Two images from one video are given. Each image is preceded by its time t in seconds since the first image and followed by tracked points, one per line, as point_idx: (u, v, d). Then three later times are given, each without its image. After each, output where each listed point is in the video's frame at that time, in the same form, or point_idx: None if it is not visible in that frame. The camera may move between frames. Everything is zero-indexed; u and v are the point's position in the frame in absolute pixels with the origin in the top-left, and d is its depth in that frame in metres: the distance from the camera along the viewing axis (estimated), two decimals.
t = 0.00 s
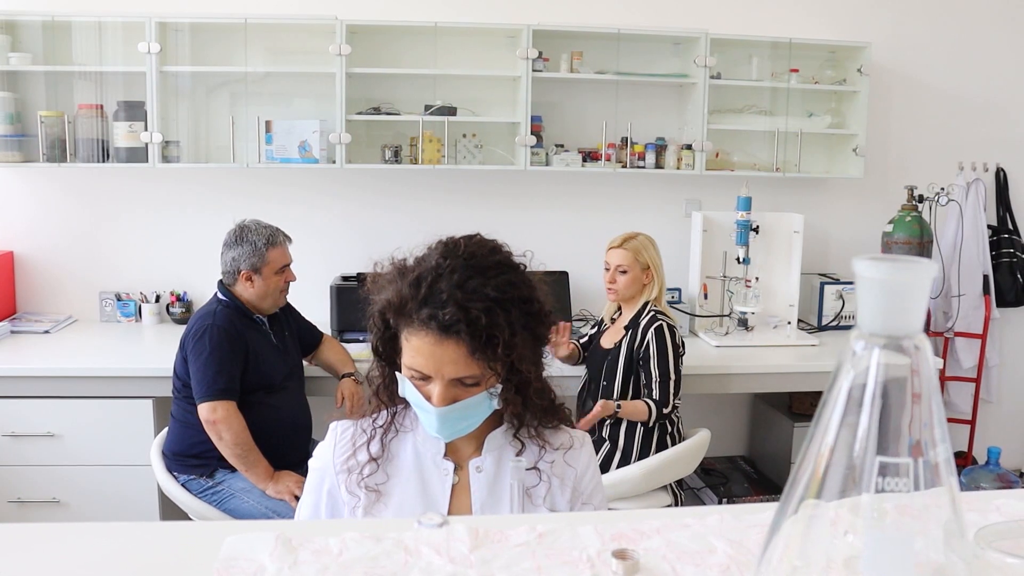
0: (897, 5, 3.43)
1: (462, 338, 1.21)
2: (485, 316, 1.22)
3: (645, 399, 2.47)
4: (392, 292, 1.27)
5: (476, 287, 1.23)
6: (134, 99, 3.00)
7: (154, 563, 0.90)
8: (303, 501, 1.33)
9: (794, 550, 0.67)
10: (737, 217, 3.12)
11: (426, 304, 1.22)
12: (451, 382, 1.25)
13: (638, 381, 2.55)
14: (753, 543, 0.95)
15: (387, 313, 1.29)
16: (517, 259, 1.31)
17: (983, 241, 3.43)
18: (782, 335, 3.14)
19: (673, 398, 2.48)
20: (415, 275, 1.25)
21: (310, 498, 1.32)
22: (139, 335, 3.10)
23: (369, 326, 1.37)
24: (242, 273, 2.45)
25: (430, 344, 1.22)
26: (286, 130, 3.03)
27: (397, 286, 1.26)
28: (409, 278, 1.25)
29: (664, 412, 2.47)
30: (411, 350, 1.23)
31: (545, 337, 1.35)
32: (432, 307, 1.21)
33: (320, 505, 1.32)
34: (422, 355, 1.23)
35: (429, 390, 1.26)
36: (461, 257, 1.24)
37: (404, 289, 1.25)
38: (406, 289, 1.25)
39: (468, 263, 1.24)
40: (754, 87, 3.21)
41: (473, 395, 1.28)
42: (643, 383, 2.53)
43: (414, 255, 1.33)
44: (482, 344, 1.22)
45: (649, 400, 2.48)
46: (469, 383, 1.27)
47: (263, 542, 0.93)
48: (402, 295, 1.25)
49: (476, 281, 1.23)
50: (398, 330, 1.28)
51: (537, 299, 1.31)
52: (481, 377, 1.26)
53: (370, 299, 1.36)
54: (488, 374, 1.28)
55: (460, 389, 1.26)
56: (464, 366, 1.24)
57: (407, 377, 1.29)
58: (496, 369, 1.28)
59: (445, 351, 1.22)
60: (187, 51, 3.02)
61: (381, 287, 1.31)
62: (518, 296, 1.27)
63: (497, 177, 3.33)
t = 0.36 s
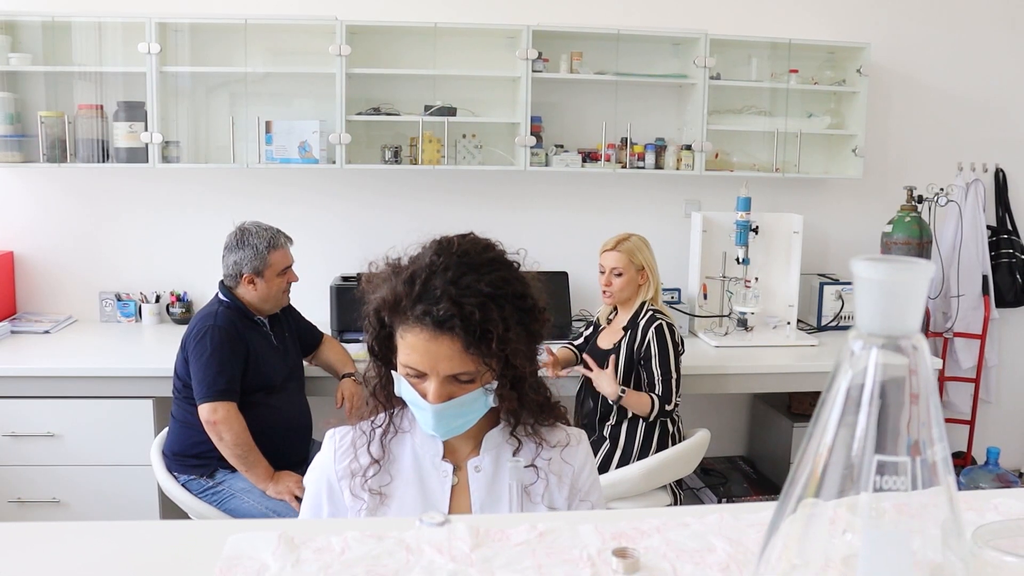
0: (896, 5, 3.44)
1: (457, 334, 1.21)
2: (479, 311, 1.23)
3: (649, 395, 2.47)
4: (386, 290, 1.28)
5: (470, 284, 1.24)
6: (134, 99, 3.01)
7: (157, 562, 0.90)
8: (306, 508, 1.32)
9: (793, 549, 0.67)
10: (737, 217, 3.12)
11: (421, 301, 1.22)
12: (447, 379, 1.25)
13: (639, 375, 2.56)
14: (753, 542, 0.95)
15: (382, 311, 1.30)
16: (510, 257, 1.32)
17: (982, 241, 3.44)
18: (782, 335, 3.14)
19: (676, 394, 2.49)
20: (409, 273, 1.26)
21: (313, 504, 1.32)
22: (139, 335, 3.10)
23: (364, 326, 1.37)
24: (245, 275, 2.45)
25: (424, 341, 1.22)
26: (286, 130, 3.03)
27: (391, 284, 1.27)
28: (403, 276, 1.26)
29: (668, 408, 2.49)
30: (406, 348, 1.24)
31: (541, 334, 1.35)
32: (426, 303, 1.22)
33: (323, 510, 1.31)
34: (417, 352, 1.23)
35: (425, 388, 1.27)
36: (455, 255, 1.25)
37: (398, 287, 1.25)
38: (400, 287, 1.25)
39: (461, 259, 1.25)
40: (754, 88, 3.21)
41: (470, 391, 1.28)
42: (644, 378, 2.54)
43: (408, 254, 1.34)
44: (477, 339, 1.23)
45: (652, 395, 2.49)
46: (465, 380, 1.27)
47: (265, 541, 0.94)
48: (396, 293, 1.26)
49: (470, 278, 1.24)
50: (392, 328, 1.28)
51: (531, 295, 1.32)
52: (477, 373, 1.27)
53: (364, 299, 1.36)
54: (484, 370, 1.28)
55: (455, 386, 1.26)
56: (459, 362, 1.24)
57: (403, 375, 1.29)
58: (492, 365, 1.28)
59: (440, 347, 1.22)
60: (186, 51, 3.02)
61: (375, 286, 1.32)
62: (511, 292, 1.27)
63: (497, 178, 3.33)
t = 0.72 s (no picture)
0: (897, 5, 3.44)
1: (453, 331, 1.21)
2: (475, 308, 1.23)
3: (648, 393, 2.47)
4: (382, 291, 1.28)
5: (465, 281, 1.24)
6: (134, 99, 3.01)
7: (164, 562, 0.91)
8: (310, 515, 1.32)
9: (800, 549, 0.67)
10: (738, 218, 3.12)
11: (416, 299, 1.23)
12: (445, 377, 1.25)
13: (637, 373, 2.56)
14: (758, 542, 0.96)
15: (378, 312, 1.30)
16: (505, 254, 1.33)
17: (982, 241, 3.44)
18: (783, 335, 3.15)
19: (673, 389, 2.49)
20: (404, 272, 1.27)
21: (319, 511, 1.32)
22: (140, 336, 3.10)
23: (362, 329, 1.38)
24: (246, 276, 2.45)
25: (420, 339, 1.22)
26: (286, 131, 3.04)
27: (387, 284, 1.27)
28: (398, 276, 1.27)
29: (666, 404, 2.48)
30: (404, 348, 1.24)
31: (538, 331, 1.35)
32: (421, 301, 1.22)
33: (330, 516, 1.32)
34: (414, 351, 1.23)
35: (424, 388, 1.27)
36: (449, 253, 1.26)
37: (394, 287, 1.26)
38: (396, 286, 1.26)
39: (455, 258, 1.25)
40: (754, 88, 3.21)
41: (469, 390, 1.27)
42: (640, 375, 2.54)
43: (403, 255, 1.35)
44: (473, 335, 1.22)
45: (650, 392, 2.49)
46: (463, 378, 1.27)
47: (271, 541, 0.94)
48: (392, 293, 1.26)
49: (464, 275, 1.24)
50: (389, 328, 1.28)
51: (527, 292, 1.32)
52: (476, 370, 1.26)
53: (360, 302, 1.37)
54: (483, 369, 1.28)
55: (454, 385, 1.26)
56: (456, 360, 1.24)
57: (402, 376, 1.29)
58: (490, 362, 1.28)
59: (437, 345, 1.22)
60: (187, 51, 3.02)
61: (371, 288, 1.32)
62: (507, 288, 1.27)
63: (498, 178, 3.34)
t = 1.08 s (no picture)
0: (897, 4, 3.43)
1: (460, 329, 1.21)
2: (482, 306, 1.22)
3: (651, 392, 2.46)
4: (387, 290, 1.28)
5: (473, 279, 1.24)
6: (133, 98, 3.00)
7: (169, 563, 0.90)
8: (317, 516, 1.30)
9: (811, 549, 0.67)
10: (739, 217, 3.12)
11: (423, 297, 1.22)
12: (452, 377, 1.25)
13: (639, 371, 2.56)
14: (766, 542, 0.95)
15: (384, 310, 1.30)
16: (510, 252, 1.32)
17: (983, 239, 3.44)
18: (784, 334, 3.15)
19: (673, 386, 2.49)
20: (410, 271, 1.26)
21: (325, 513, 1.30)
22: (140, 335, 3.10)
23: (367, 329, 1.37)
24: (245, 275, 2.45)
25: (428, 340, 1.22)
26: (287, 130, 3.03)
27: (393, 283, 1.27)
28: (404, 274, 1.26)
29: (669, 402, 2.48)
30: (411, 346, 1.23)
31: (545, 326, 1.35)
32: (428, 300, 1.22)
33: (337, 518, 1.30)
34: (421, 350, 1.23)
35: (430, 387, 1.26)
36: (455, 251, 1.25)
37: (400, 286, 1.25)
38: (402, 285, 1.25)
39: (463, 256, 1.25)
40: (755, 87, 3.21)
41: (476, 388, 1.28)
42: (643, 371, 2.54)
43: (408, 255, 1.35)
44: (481, 333, 1.22)
45: (653, 391, 2.48)
46: (470, 377, 1.27)
47: (277, 542, 0.94)
48: (398, 291, 1.26)
49: (471, 273, 1.24)
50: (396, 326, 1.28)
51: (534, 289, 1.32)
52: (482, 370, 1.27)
53: (366, 302, 1.36)
54: (489, 367, 1.29)
55: (461, 383, 1.26)
56: (463, 359, 1.24)
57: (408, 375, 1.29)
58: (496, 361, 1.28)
59: (444, 344, 1.22)
60: (186, 50, 3.02)
61: (376, 287, 1.31)
62: (514, 286, 1.27)
63: (498, 177, 3.33)
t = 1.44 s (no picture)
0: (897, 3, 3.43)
1: (495, 289, 1.30)
2: (515, 267, 1.34)
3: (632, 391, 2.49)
4: (415, 270, 1.36)
5: (498, 250, 1.35)
6: (133, 98, 3.00)
7: (171, 562, 0.90)
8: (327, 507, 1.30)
9: (818, 548, 0.67)
10: (739, 216, 3.11)
11: (455, 265, 1.32)
12: (487, 343, 1.30)
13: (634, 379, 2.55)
14: (770, 542, 0.95)
15: (410, 293, 1.36)
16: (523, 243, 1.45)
17: (983, 238, 3.43)
18: (784, 334, 3.14)
19: (663, 391, 2.48)
20: (437, 250, 1.36)
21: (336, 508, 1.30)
22: (139, 335, 3.09)
23: (386, 323, 1.42)
24: (244, 274, 2.44)
25: (464, 303, 1.29)
26: (286, 129, 3.03)
27: (422, 260, 1.36)
28: (431, 253, 1.36)
29: (653, 403, 2.48)
30: (446, 315, 1.30)
31: (560, 312, 1.46)
32: (461, 265, 1.31)
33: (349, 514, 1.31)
34: (457, 316, 1.29)
35: (463, 359, 1.30)
36: (479, 231, 1.38)
37: (430, 260, 1.35)
38: (432, 258, 1.35)
39: (483, 236, 1.38)
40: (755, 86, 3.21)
41: (508, 359, 1.32)
42: (637, 381, 2.54)
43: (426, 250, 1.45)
44: (515, 292, 1.31)
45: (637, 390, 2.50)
46: (502, 346, 1.32)
47: (279, 542, 0.93)
48: (428, 265, 1.34)
49: (497, 244, 1.36)
50: (425, 304, 1.34)
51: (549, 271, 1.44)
52: (515, 337, 1.33)
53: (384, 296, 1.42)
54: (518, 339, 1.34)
55: (493, 354, 1.31)
56: (498, 323, 1.30)
57: (437, 355, 1.32)
58: (525, 331, 1.35)
59: (480, 307, 1.29)
60: (186, 49, 3.01)
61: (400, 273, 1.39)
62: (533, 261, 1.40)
63: (498, 176, 3.33)
